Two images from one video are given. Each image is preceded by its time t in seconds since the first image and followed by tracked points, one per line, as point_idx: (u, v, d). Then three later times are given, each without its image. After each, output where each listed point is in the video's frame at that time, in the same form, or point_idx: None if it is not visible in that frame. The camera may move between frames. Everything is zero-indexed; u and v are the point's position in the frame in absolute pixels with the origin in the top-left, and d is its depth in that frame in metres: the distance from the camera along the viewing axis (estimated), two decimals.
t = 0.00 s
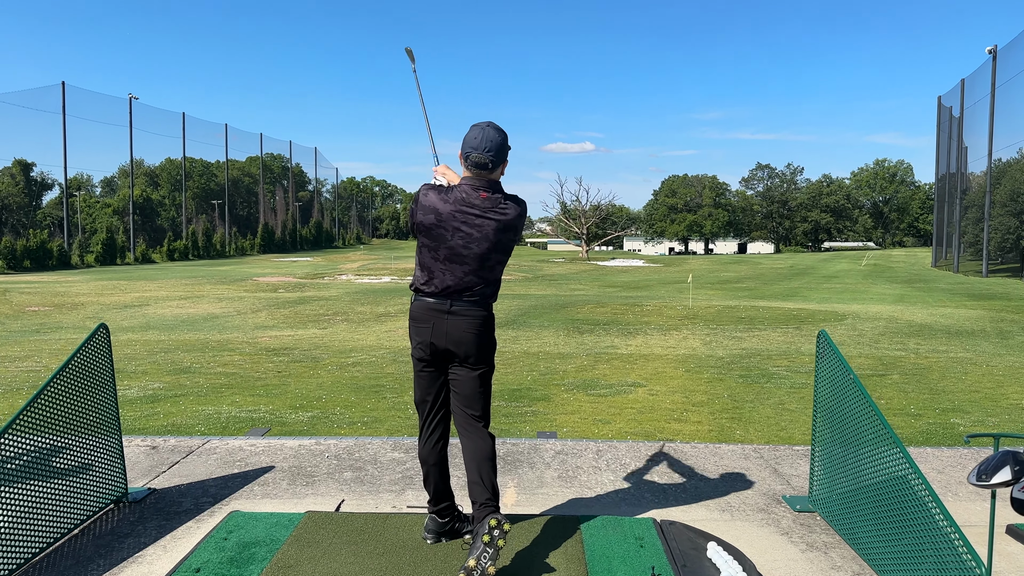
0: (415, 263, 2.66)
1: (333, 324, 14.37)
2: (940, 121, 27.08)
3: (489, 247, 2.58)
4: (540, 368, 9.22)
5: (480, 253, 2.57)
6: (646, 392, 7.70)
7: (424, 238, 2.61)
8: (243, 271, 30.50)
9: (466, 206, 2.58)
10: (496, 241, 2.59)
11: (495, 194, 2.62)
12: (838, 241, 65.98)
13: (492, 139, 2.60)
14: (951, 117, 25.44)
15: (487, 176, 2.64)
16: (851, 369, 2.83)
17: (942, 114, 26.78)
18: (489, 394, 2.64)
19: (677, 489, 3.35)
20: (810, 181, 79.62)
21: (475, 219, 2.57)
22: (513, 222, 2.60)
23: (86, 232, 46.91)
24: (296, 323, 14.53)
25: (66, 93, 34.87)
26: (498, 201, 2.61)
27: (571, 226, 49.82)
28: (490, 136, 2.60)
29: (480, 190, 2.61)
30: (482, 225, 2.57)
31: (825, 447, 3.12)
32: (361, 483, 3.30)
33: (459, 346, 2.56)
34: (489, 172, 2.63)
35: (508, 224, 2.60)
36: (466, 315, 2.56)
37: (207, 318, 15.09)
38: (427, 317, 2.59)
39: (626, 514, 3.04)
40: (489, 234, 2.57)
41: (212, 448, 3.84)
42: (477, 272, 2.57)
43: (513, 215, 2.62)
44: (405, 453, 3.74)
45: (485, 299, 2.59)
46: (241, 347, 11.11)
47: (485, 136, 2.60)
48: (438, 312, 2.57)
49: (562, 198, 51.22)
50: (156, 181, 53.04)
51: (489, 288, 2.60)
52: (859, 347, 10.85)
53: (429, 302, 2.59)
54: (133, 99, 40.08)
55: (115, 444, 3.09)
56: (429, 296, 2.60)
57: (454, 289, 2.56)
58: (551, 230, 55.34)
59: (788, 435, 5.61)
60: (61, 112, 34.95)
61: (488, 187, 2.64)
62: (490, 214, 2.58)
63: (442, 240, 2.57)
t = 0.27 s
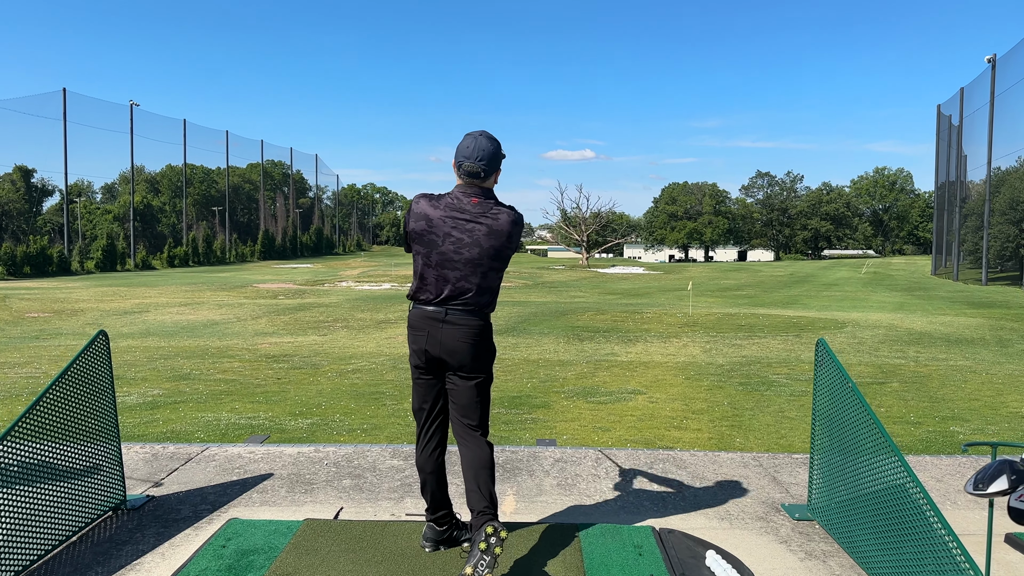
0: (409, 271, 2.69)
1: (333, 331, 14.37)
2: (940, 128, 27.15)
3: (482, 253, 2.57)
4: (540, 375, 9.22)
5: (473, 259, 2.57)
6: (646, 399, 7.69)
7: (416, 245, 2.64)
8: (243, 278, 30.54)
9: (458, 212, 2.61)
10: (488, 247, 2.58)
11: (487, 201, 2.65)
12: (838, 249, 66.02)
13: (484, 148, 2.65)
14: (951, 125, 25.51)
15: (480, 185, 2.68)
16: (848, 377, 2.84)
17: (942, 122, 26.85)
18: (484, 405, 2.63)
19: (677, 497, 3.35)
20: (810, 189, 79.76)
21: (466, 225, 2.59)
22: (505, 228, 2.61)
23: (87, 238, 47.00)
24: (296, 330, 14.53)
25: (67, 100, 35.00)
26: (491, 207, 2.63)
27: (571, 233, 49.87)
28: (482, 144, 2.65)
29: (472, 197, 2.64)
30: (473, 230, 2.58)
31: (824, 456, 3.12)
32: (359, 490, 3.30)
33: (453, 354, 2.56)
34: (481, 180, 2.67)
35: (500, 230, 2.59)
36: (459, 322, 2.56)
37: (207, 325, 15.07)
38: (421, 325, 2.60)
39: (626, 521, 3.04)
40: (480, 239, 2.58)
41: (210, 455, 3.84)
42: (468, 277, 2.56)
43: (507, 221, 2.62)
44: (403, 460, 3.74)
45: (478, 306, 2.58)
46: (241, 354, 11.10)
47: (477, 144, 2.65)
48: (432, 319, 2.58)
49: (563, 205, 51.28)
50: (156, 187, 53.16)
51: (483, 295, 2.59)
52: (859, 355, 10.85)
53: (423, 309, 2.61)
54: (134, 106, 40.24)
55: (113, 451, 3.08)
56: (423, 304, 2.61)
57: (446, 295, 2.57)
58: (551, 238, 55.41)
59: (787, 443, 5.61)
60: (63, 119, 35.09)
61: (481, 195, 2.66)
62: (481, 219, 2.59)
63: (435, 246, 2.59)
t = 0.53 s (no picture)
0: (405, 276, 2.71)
1: (333, 336, 14.37)
2: (939, 135, 27.21)
3: (477, 256, 2.57)
4: (539, 381, 9.21)
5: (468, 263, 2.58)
6: (646, 405, 7.69)
7: (413, 250, 2.67)
8: (243, 283, 30.54)
9: (454, 217, 2.62)
10: (483, 252, 2.58)
11: (484, 206, 2.66)
12: (837, 255, 66.10)
13: (482, 153, 2.66)
14: (950, 131, 25.57)
15: (477, 191, 2.69)
16: (847, 382, 2.85)
17: (941, 128, 26.91)
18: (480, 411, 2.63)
19: (675, 503, 3.36)
20: (809, 195, 79.86)
21: (461, 229, 2.60)
22: (502, 233, 2.61)
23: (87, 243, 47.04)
24: (295, 335, 14.52)
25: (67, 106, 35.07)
26: (488, 213, 2.63)
27: (571, 239, 49.89)
28: (481, 150, 2.66)
29: (470, 201, 2.65)
30: (469, 234, 2.59)
31: (823, 462, 3.13)
32: (358, 495, 3.30)
33: (450, 359, 2.57)
34: (479, 186, 2.68)
35: (495, 235, 2.59)
36: (456, 327, 2.56)
37: (206, 330, 15.07)
38: (419, 330, 2.62)
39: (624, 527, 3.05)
40: (476, 243, 2.58)
41: (209, 460, 3.85)
42: (463, 281, 2.57)
43: (504, 228, 2.62)
44: (402, 465, 3.74)
45: (473, 311, 2.58)
46: (240, 359, 11.09)
47: (475, 150, 2.66)
48: (429, 324, 2.59)
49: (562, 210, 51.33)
50: (156, 192, 53.21)
51: (479, 300, 2.58)
52: (858, 362, 10.84)
53: (420, 313, 2.62)
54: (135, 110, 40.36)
55: (112, 455, 3.09)
56: (421, 308, 2.62)
57: (441, 300, 2.58)
58: (551, 243, 55.44)
59: (786, 449, 5.61)
60: (63, 124, 35.15)
61: (478, 200, 2.67)
62: (477, 224, 2.60)
63: (431, 251, 2.61)
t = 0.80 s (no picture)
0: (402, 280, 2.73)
1: (332, 339, 14.37)
2: (939, 139, 27.25)
3: (471, 262, 2.57)
4: (539, 384, 9.21)
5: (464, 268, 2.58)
6: (645, 409, 7.68)
7: (409, 254, 2.68)
8: (243, 285, 30.53)
9: (450, 222, 2.63)
10: (478, 257, 2.58)
11: (480, 212, 2.66)
12: (836, 259, 66.13)
13: (480, 160, 2.67)
14: (949, 135, 25.60)
15: (475, 196, 2.70)
16: (846, 388, 2.84)
17: (941, 132, 26.95)
18: (478, 414, 2.62)
19: (675, 507, 3.36)
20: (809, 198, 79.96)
21: (456, 234, 2.60)
22: (498, 239, 2.61)
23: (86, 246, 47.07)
24: (294, 338, 14.52)
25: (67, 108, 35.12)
26: (485, 219, 2.63)
27: (571, 242, 49.89)
28: (479, 156, 2.67)
29: (467, 207, 2.66)
30: (464, 239, 2.59)
31: (822, 466, 3.12)
32: (357, 500, 3.30)
33: (447, 364, 2.57)
34: (476, 191, 2.69)
35: (491, 240, 2.59)
36: (452, 332, 2.56)
37: (206, 333, 15.06)
38: (415, 334, 2.62)
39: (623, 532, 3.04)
40: (471, 248, 2.58)
41: (209, 464, 3.84)
42: (458, 287, 2.57)
43: (501, 234, 2.62)
44: (401, 469, 3.74)
45: (468, 317, 2.58)
46: (240, 362, 11.08)
47: (473, 156, 2.67)
48: (425, 328, 2.60)
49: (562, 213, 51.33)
50: (156, 195, 53.26)
51: (474, 305, 2.58)
52: (857, 365, 10.84)
53: (416, 318, 2.63)
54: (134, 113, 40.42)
55: (111, 459, 3.08)
56: (417, 313, 2.63)
57: (436, 305, 2.58)
58: (550, 246, 55.47)
59: (785, 453, 5.60)
60: (63, 127, 35.20)
61: (475, 206, 2.68)
62: (473, 229, 2.61)
63: (427, 255, 2.62)
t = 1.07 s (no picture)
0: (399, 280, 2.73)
1: (331, 340, 14.38)
2: (938, 141, 27.30)
3: (468, 262, 2.57)
4: (538, 385, 9.22)
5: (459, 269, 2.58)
6: (644, 410, 7.70)
7: (406, 255, 2.69)
8: (241, 287, 30.52)
9: (447, 222, 2.63)
10: (474, 256, 2.58)
11: (477, 211, 2.66)
12: (835, 261, 66.19)
13: (477, 160, 2.67)
14: (948, 137, 25.68)
15: (471, 196, 2.70)
16: (845, 389, 2.85)
17: (940, 134, 27.01)
18: (477, 416, 2.62)
19: (674, 508, 3.36)
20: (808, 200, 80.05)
21: (453, 234, 2.61)
22: (494, 240, 2.60)
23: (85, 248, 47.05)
24: (293, 339, 14.51)
25: (66, 109, 35.13)
26: (481, 220, 2.63)
27: (570, 244, 49.91)
28: (475, 156, 2.67)
29: (464, 207, 2.65)
30: (460, 239, 2.59)
31: (822, 468, 3.12)
32: (356, 501, 3.29)
33: (445, 364, 2.57)
34: (473, 192, 2.69)
35: (487, 240, 2.59)
36: (449, 332, 2.56)
37: (205, 334, 15.04)
38: (413, 335, 2.63)
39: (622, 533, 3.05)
40: (467, 248, 2.58)
41: (208, 465, 3.84)
42: (454, 287, 2.57)
43: (498, 235, 2.62)
44: (400, 471, 3.74)
45: (465, 318, 2.58)
46: (239, 363, 11.08)
47: (470, 156, 2.67)
48: (424, 329, 2.60)
49: (561, 215, 51.36)
50: (155, 196, 53.29)
51: (470, 306, 2.58)
52: (856, 367, 10.85)
53: (414, 319, 2.63)
54: (134, 113, 40.43)
55: (111, 461, 3.09)
56: (416, 314, 2.63)
57: (432, 304, 2.58)
58: (549, 248, 55.53)
59: (784, 454, 5.61)
60: (62, 128, 35.21)
61: (472, 205, 2.68)
62: (469, 229, 2.60)
63: (423, 256, 2.62)
